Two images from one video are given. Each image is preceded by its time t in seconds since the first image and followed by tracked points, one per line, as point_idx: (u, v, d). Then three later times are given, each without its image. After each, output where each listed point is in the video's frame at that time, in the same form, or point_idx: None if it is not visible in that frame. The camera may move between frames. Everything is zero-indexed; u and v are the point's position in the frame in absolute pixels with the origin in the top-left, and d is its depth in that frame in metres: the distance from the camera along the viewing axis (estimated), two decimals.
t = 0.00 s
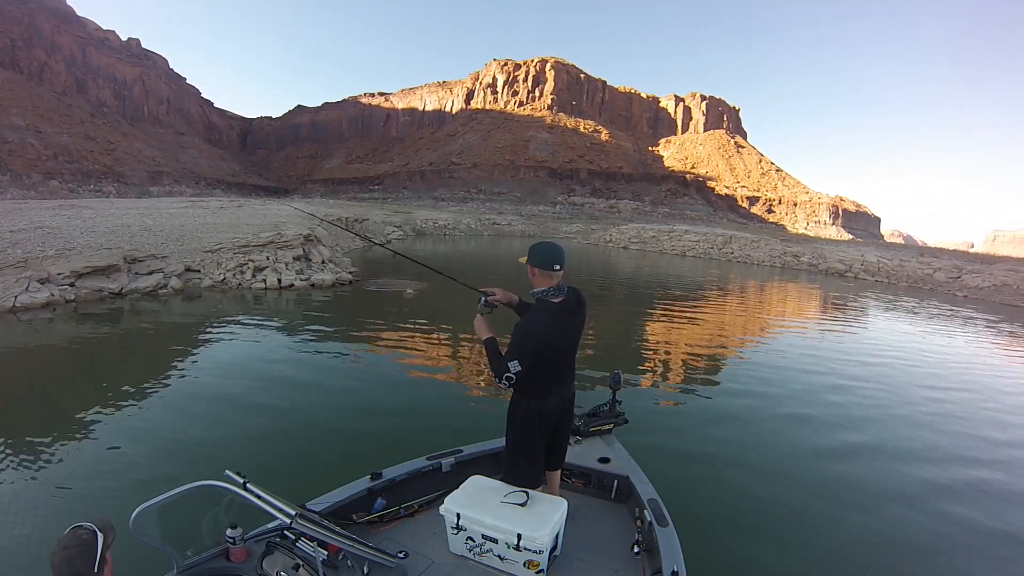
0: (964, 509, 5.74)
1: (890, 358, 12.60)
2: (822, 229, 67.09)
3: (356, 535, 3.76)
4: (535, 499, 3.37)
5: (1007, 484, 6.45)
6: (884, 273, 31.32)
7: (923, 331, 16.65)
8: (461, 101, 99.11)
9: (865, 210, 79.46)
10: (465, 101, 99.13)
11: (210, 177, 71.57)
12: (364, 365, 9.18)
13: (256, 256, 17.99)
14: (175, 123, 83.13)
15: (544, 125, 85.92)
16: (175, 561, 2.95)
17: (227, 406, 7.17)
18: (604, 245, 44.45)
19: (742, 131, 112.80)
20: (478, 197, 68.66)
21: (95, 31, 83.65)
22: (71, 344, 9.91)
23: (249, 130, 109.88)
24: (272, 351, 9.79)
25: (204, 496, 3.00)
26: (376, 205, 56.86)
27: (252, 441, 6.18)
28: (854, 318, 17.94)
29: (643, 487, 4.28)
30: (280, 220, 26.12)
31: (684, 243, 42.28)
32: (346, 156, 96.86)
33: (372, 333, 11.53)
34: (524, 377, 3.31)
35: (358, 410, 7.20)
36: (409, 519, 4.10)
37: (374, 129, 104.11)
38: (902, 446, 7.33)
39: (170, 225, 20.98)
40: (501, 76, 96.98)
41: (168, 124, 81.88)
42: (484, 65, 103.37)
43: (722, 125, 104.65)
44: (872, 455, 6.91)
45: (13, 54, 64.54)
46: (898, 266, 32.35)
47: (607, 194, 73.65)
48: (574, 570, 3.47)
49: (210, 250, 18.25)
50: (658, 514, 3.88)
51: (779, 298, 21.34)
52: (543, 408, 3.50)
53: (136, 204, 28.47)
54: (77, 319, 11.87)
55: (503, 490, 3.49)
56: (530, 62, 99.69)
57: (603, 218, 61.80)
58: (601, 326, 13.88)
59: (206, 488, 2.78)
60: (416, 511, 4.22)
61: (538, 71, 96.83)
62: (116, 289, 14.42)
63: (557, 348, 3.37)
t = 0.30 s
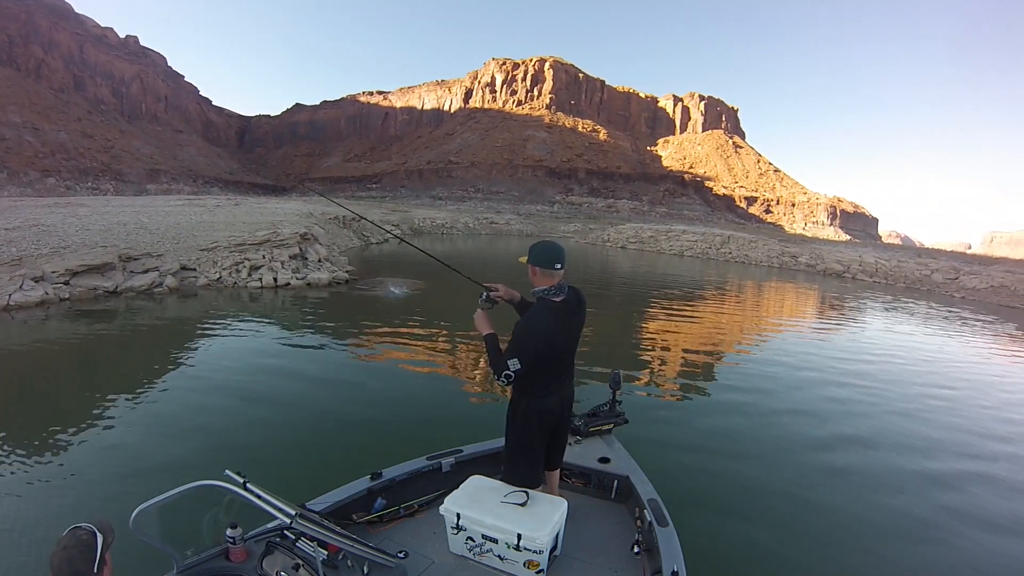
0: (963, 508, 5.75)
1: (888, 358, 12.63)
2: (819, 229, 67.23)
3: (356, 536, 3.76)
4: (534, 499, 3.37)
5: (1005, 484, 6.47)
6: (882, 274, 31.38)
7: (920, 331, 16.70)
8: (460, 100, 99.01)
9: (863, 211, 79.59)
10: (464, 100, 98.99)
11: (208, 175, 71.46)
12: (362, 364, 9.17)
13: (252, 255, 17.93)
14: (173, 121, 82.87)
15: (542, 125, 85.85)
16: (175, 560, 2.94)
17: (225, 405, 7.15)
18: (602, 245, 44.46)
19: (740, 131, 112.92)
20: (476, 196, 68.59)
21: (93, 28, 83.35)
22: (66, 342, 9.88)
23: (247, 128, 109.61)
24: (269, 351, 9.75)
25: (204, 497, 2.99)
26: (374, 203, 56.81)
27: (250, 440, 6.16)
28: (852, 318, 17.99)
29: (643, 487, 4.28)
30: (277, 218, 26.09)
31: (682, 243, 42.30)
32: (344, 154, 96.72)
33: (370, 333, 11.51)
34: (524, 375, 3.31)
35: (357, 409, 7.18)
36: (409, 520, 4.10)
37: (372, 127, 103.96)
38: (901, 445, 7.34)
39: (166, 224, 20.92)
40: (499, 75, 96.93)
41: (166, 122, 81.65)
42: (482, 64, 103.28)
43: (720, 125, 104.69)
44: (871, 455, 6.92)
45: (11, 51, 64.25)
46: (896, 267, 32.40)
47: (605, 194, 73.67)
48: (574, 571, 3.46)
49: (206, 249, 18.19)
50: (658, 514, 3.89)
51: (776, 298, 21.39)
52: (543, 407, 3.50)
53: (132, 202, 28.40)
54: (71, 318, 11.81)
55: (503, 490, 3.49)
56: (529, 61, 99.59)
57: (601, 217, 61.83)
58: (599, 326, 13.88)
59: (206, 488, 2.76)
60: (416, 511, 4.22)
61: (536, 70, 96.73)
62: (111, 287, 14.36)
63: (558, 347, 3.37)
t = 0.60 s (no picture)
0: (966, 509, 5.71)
1: (887, 358, 12.64)
2: (817, 229, 67.38)
3: (355, 536, 3.76)
4: (535, 499, 3.37)
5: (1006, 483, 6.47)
6: (880, 274, 31.47)
7: (918, 331, 16.75)
8: (457, 100, 99.00)
9: (860, 211, 79.73)
10: (461, 100, 98.96)
11: (205, 175, 71.37)
12: (361, 364, 9.14)
13: (247, 254, 17.92)
14: (170, 121, 82.70)
15: (540, 125, 85.88)
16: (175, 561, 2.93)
17: (223, 405, 7.14)
18: (599, 245, 44.50)
19: (737, 131, 113.16)
20: (474, 196, 68.60)
21: (90, 27, 83.17)
22: (59, 342, 9.84)
23: (244, 128, 109.47)
24: (265, 351, 9.70)
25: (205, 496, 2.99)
26: (371, 203, 56.78)
27: (249, 440, 6.16)
28: (849, 318, 18.05)
29: (643, 487, 4.29)
30: (273, 219, 26.05)
31: (679, 243, 42.36)
32: (341, 154, 96.67)
33: (368, 333, 11.49)
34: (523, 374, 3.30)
35: (357, 409, 7.16)
36: (409, 519, 4.10)
37: (369, 127, 103.91)
38: (901, 444, 7.36)
39: (162, 223, 20.89)
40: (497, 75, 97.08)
41: (163, 122, 81.50)
42: (480, 64, 103.38)
43: (718, 125, 104.86)
44: (871, 454, 6.92)
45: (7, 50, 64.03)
46: (894, 267, 32.47)
47: (603, 194, 73.73)
48: (574, 570, 3.47)
49: (202, 249, 18.16)
50: (658, 514, 3.89)
51: (774, 298, 21.46)
52: (542, 407, 3.51)
53: (129, 202, 28.35)
54: (66, 318, 11.81)
55: (502, 490, 3.50)
56: (526, 61, 99.65)
57: (598, 217, 61.88)
58: (598, 326, 13.86)
59: (206, 488, 2.77)
60: (416, 511, 4.22)
61: (534, 70, 96.80)
62: (106, 287, 14.34)
63: (558, 347, 3.38)
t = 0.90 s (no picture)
0: (966, 509, 5.72)
1: (886, 356, 12.66)
2: (815, 229, 67.51)
3: (356, 535, 3.76)
4: (535, 499, 3.37)
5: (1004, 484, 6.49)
6: (878, 273, 31.51)
7: (916, 330, 16.78)
8: (455, 101, 99.04)
9: (858, 210, 79.83)
10: (459, 101, 99.00)
11: (203, 177, 71.31)
12: (360, 365, 9.12)
13: (243, 256, 17.91)
14: (167, 123, 82.57)
15: (538, 125, 85.86)
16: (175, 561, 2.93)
17: (223, 405, 7.14)
18: (597, 245, 44.50)
19: (735, 131, 113.33)
20: (472, 197, 68.64)
21: (88, 29, 82.96)
22: (55, 345, 9.81)
23: (242, 130, 109.35)
24: (263, 352, 9.67)
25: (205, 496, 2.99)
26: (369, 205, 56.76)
27: (250, 440, 6.17)
28: (848, 317, 18.10)
29: (643, 487, 4.29)
30: (270, 220, 26.02)
31: (678, 243, 42.39)
32: (339, 156, 96.61)
33: (368, 334, 11.47)
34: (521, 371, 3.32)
35: (357, 410, 7.15)
36: (409, 520, 4.10)
37: (367, 128, 103.86)
38: (900, 445, 7.37)
39: (158, 225, 20.87)
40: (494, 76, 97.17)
41: (160, 124, 81.37)
42: (478, 65, 103.45)
43: (715, 125, 104.94)
44: (871, 454, 6.93)
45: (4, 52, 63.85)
46: (891, 266, 32.53)
47: (600, 194, 73.81)
48: (574, 571, 3.47)
49: (198, 251, 18.14)
50: (658, 514, 3.89)
51: (773, 298, 21.50)
52: (540, 406, 3.51)
53: (125, 204, 28.29)
54: (60, 321, 11.79)
55: (502, 490, 3.50)
56: (524, 61, 99.68)
57: (596, 218, 61.91)
58: (596, 326, 13.83)
59: (207, 488, 2.76)
60: (416, 511, 4.22)
61: (531, 71, 96.79)
62: (101, 290, 14.32)
63: (558, 346, 3.39)
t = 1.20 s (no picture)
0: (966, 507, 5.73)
1: (887, 355, 12.65)
2: (814, 228, 67.61)
3: (356, 536, 3.76)
4: (535, 500, 3.37)
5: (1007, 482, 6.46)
6: (877, 272, 31.53)
7: (916, 329, 16.78)
8: (453, 101, 99.12)
9: (856, 209, 79.93)
10: (456, 101, 99.03)
11: (201, 178, 71.26)
12: (359, 366, 9.09)
13: (240, 258, 17.90)
14: (165, 124, 82.50)
15: (536, 125, 85.87)
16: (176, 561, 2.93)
17: (221, 405, 7.15)
18: (596, 245, 44.51)
19: (733, 130, 113.50)
20: (470, 197, 68.71)
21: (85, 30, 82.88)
22: (50, 346, 9.79)
23: (241, 131, 109.32)
24: (261, 352, 9.65)
25: (205, 497, 2.98)
26: (367, 205, 56.76)
27: (248, 440, 6.16)
28: (847, 316, 18.14)
29: (643, 487, 4.29)
30: (267, 221, 26.00)
31: (676, 243, 42.42)
32: (337, 157, 96.59)
33: (367, 334, 11.47)
34: (523, 369, 3.30)
35: (355, 411, 7.11)
36: (409, 520, 4.10)
37: (365, 129, 103.84)
38: (899, 443, 7.36)
39: (154, 227, 20.87)
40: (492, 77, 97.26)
41: (158, 125, 81.26)
42: (475, 66, 103.53)
43: (713, 125, 105.12)
44: (871, 453, 6.91)
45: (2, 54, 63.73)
46: (890, 265, 32.55)
47: (599, 194, 73.88)
48: (573, 571, 3.47)
49: (194, 252, 18.09)
50: (658, 514, 3.89)
51: (771, 297, 21.56)
52: (542, 406, 3.50)
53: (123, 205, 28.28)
54: (56, 323, 11.75)
55: (502, 490, 3.50)
56: (522, 62, 99.72)
57: (594, 218, 61.95)
58: (596, 327, 13.75)
59: (207, 487, 2.76)
60: (416, 511, 4.22)
61: (529, 71, 96.80)
62: (97, 292, 14.30)
63: (558, 345, 3.38)
